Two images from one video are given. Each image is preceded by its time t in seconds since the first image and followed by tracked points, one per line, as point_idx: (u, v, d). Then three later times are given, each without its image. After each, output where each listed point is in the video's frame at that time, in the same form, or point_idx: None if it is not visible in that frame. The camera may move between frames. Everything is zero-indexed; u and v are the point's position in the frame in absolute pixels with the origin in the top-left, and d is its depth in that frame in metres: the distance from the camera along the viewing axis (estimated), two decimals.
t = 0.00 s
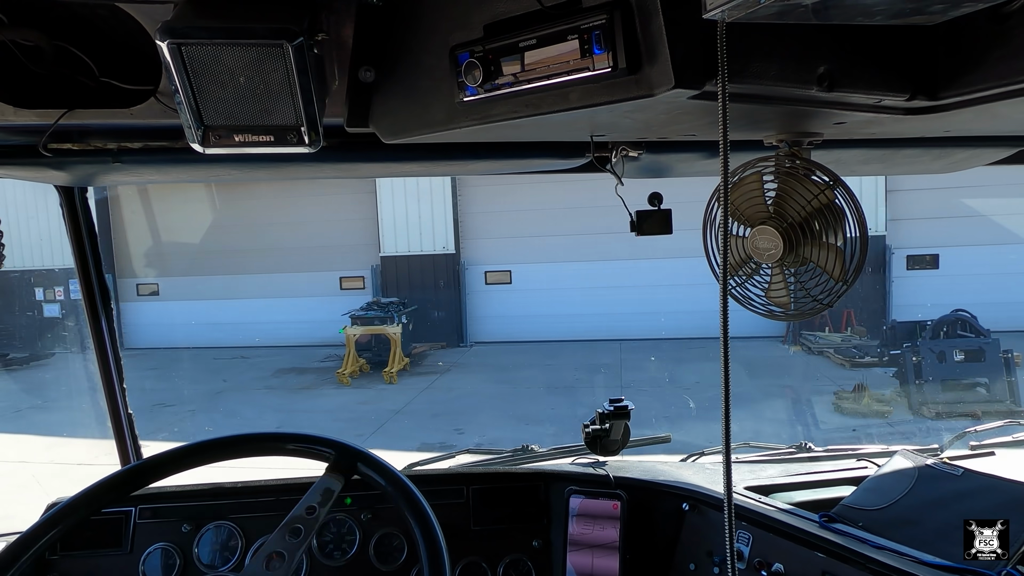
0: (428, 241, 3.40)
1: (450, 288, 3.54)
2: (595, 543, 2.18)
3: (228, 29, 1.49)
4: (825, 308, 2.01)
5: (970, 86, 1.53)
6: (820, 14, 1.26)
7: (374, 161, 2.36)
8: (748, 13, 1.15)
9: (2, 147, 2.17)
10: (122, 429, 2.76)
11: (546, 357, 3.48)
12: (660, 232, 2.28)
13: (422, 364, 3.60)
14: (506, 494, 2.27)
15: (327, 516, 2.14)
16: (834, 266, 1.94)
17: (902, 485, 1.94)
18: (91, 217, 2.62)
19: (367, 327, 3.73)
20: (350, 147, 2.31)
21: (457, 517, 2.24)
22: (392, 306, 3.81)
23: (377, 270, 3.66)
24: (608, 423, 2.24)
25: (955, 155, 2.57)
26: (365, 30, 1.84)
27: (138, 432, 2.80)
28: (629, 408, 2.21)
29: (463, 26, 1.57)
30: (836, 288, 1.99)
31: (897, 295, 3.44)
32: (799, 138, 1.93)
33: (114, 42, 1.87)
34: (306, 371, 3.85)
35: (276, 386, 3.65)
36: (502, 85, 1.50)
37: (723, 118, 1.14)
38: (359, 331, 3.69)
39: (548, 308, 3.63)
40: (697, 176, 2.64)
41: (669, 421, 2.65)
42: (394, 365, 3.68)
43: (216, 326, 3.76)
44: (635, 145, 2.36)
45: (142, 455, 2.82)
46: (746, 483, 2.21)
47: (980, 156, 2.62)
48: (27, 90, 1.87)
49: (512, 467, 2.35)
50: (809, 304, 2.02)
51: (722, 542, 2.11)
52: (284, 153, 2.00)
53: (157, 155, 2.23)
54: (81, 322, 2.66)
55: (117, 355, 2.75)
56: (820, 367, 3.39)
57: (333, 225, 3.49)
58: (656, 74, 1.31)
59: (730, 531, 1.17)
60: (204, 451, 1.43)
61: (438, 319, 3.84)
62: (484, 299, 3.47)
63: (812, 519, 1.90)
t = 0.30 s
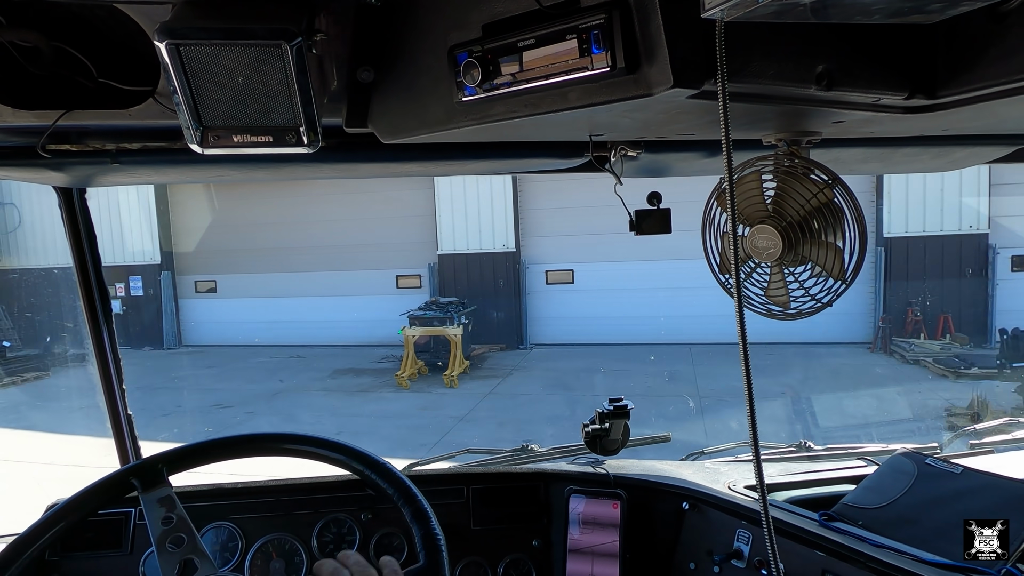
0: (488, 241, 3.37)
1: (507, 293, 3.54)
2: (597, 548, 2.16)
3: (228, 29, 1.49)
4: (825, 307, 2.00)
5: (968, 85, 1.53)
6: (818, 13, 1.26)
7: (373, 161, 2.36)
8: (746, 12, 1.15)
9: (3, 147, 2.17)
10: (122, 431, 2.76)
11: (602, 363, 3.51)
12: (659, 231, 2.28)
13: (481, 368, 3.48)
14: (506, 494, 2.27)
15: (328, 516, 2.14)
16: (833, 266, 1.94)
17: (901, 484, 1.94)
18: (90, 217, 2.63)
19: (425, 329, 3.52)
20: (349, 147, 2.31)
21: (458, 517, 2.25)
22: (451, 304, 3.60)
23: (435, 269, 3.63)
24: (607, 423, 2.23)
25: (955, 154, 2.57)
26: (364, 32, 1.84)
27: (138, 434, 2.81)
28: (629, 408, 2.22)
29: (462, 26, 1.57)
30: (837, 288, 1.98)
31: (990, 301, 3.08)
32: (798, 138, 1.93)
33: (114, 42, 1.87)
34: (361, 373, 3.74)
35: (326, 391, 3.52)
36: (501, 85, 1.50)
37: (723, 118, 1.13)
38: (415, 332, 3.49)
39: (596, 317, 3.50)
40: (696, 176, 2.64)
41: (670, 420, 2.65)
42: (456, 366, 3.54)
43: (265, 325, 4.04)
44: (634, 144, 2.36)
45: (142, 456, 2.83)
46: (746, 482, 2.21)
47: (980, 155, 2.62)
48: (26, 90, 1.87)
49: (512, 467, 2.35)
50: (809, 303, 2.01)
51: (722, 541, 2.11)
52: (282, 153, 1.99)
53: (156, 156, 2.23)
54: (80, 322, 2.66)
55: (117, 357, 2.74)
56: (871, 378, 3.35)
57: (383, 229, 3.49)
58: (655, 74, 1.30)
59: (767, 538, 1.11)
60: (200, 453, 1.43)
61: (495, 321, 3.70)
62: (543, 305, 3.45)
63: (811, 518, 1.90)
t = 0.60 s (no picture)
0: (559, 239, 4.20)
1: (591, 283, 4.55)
2: (596, 551, 2.16)
3: (228, 29, 1.49)
4: (825, 306, 2.00)
5: (967, 85, 1.53)
6: (818, 13, 1.26)
7: (372, 160, 2.36)
8: (745, 12, 1.14)
9: (2, 147, 2.16)
10: (122, 431, 2.76)
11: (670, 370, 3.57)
12: (658, 231, 2.28)
13: (548, 372, 3.49)
14: (506, 493, 2.28)
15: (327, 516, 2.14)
16: (833, 266, 1.93)
17: (901, 484, 1.94)
18: (90, 216, 2.64)
19: (495, 330, 3.90)
20: (349, 146, 2.31)
21: (458, 516, 2.25)
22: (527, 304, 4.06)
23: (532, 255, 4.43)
24: (607, 422, 2.24)
25: (955, 154, 2.57)
26: (364, 31, 1.84)
27: (138, 433, 2.80)
28: (628, 407, 2.23)
29: (461, 26, 1.57)
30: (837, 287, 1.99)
31: None
32: (798, 137, 1.93)
33: (113, 42, 1.87)
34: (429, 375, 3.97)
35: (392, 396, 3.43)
36: (501, 85, 1.50)
37: (722, 117, 1.13)
38: (483, 335, 3.94)
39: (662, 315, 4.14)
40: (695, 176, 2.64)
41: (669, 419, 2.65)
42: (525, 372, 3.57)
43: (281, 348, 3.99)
44: (635, 144, 2.39)
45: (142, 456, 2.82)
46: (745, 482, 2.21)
47: (981, 154, 2.62)
48: (26, 90, 1.86)
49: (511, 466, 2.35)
50: (809, 304, 2.02)
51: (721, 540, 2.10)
52: (282, 153, 1.98)
53: (155, 155, 2.23)
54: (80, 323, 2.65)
55: (117, 357, 2.74)
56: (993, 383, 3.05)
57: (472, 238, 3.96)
58: (655, 73, 1.30)
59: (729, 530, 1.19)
60: (200, 453, 1.42)
61: (567, 321, 4.47)
62: (620, 296, 4.35)
63: (811, 518, 1.89)
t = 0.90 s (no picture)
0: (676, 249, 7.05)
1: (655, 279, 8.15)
2: (596, 550, 2.14)
3: (228, 29, 1.49)
4: (825, 307, 2.01)
5: (967, 85, 1.53)
6: (818, 13, 1.26)
7: (372, 161, 2.36)
8: (745, 12, 1.14)
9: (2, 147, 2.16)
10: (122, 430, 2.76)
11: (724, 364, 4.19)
12: (659, 231, 2.28)
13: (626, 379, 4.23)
14: (506, 494, 2.27)
15: (327, 516, 2.14)
16: (833, 267, 1.94)
17: (901, 484, 1.94)
18: (90, 216, 2.63)
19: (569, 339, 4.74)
20: (348, 146, 2.31)
21: (457, 517, 2.25)
22: (596, 304, 6.68)
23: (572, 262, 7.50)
24: (607, 423, 2.24)
25: (955, 154, 2.57)
26: (365, 32, 1.85)
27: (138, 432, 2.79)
28: (628, 408, 2.23)
29: (462, 26, 1.57)
30: (837, 288, 2.00)
31: None
32: (798, 138, 1.92)
33: (113, 42, 1.87)
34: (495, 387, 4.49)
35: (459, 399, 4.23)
36: (501, 85, 1.50)
37: (721, 117, 1.13)
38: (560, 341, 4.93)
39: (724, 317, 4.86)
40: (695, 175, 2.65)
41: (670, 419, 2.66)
42: (603, 376, 4.43)
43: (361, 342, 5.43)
44: (634, 144, 2.37)
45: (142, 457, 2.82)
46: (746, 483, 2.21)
47: (981, 155, 2.62)
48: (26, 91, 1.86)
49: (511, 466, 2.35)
50: (809, 304, 2.03)
51: (722, 541, 2.09)
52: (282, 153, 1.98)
53: (156, 155, 2.23)
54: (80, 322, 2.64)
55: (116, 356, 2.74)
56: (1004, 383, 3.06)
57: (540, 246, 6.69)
58: (655, 74, 1.30)
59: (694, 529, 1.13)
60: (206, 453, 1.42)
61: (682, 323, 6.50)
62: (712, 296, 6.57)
63: (812, 518, 1.89)
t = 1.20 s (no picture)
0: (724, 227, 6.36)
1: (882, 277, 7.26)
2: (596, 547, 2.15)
3: (228, 30, 1.49)
4: (825, 309, 2.00)
5: (967, 86, 1.54)
6: (819, 13, 1.26)
7: (372, 161, 2.35)
8: (746, 12, 1.14)
9: (2, 147, 2.16)
10: (122, 432, 2.73)
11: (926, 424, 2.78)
12: (659, 233, 2.28)
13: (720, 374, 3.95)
14: (506, 494, 2.27)
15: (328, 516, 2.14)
16: (833, 268, 1.94)
17: (902, 486, 1.94)
18: (89, 217, 2.64)
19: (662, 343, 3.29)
20: (348, 146, 2.30)
21: (457, 518, 2.24)
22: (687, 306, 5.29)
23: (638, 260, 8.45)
24: (608, 424, 2.24)
25: (958, 155, 2.56)
26: (365, 32, 1.84)
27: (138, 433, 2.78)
28: (628, 408, 2.24)
29: (462, 27, 1.57)
30: (836, 288, 1.99)
31: None
32: (799, 139, 1.92)
33: (114, 42, 1.87)
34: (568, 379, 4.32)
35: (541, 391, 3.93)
36: (502, 86, 1.50)
37: (722, 119, 1.12)
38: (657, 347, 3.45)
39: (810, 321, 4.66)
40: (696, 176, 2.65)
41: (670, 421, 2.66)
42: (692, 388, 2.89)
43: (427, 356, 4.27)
44: (635, 146, 2.36)
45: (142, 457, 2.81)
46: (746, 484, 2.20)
47: (984, 155, 2.61)
48: (26, 91, 1.86)
49: (511, 467, 2.35)
50: (808, 305, 2.02)
51: (722, 542, 2.09)
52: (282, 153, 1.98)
53: (156, 155, 2.23)
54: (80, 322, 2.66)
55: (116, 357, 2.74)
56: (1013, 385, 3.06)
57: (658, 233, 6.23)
58: (655, 75, 1.30)
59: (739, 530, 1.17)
60: (201, 454, 1.44)
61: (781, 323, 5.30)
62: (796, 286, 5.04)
63: (812, 519, 1.89)
